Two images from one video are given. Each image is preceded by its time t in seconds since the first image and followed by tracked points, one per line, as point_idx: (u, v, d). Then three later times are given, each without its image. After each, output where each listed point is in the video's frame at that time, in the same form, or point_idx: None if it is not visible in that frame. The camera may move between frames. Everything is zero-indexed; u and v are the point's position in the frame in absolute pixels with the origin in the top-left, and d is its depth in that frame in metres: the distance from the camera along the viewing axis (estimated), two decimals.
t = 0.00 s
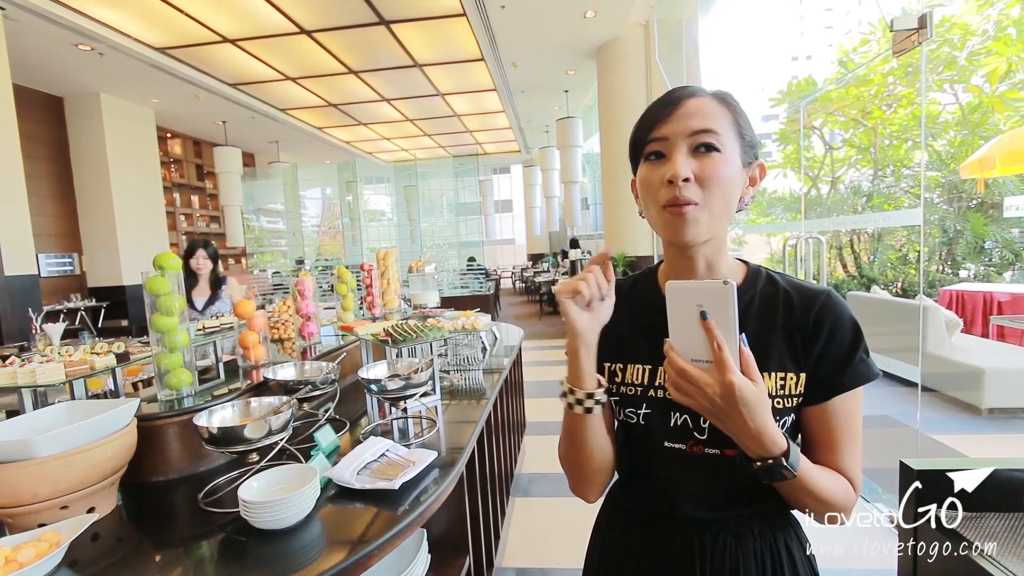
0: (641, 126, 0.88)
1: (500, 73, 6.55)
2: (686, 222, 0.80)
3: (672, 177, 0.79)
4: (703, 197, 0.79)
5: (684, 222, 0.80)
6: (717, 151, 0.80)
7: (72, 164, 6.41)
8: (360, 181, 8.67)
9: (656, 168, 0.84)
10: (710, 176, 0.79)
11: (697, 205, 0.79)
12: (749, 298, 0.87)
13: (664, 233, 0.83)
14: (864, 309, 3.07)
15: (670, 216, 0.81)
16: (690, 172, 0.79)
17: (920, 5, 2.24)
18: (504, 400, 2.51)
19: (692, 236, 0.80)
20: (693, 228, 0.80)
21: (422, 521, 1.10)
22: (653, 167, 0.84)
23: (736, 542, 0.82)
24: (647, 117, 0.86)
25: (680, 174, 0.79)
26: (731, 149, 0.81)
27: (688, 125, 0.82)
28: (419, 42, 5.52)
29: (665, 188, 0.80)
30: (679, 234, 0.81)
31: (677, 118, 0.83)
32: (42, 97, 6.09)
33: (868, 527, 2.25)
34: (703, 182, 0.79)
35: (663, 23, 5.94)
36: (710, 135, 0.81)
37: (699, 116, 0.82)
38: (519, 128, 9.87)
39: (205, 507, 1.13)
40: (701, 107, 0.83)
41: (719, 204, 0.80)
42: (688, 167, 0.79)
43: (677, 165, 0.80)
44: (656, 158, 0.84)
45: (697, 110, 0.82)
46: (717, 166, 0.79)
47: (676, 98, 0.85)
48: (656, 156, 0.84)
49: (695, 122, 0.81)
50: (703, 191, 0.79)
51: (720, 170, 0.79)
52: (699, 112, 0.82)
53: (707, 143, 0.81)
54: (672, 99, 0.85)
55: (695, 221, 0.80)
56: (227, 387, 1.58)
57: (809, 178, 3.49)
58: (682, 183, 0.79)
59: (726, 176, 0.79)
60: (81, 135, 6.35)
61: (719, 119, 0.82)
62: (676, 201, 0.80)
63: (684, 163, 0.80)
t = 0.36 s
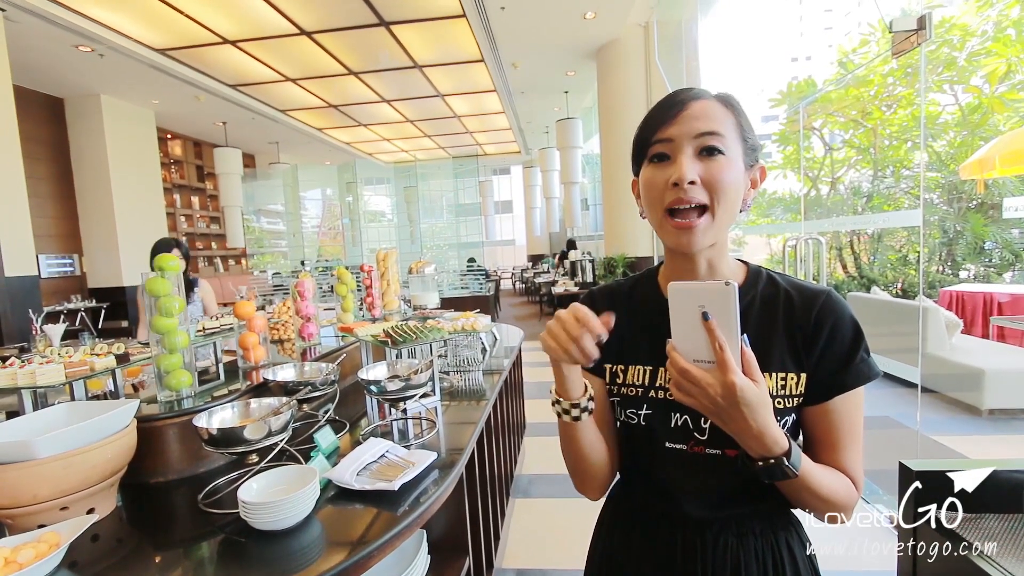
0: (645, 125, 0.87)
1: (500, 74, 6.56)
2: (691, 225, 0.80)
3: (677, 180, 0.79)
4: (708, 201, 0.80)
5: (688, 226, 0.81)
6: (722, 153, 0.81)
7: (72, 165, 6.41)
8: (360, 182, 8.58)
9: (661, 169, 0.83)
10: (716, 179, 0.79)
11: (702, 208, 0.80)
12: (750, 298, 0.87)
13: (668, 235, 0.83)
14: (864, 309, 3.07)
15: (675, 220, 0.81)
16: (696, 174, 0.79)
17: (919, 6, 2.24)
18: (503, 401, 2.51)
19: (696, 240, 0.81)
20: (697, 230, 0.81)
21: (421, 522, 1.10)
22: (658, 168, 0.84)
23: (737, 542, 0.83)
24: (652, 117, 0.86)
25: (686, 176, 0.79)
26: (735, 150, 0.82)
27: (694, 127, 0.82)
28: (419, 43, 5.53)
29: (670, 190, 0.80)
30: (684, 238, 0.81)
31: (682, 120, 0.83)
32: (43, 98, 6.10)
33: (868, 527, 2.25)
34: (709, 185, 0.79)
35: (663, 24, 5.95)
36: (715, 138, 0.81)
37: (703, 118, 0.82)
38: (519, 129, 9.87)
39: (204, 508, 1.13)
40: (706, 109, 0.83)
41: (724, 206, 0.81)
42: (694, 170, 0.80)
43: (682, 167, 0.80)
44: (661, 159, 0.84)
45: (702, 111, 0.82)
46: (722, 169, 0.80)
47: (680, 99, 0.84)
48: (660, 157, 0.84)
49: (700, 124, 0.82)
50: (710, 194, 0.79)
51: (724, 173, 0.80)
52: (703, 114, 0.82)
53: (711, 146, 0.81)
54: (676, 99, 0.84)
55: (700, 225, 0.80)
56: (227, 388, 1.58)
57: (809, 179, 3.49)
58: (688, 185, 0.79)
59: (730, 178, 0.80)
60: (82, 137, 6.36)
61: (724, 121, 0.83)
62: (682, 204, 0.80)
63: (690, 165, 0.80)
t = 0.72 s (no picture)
0: (638, 124, 0.87)
1: (500, 74, 6.56)
2: (683, 224, 0.80)
3: (670, 181, 0.79)
4: (700, 201, 0.80)
5: (680, 224, 0.80)
6: (714, 155, 0.81)
7: (73, 166, 6.42)
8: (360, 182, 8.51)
9: (654, 170, 0.83)
10: (709, 180, 0.79)
11: (694, 207, 0.80)
12: (744, 295, 0.87)
13: (660, 235, 0.83)
14: (865, 308, 3.07)
15: (666, 218, 0.81)
16: (688, 175, 0.79)
17: (920, 5, 2.23)
18: (505, 400, 2.51)
19: (688, 239, 0.81)
20: (689, 230, 0.80)
21: (424, 522, 1.10)
22: (651, 169, 0.83)
23: (738, 542, 0.82)
24: (645, 117, 0.86)
25: (678, 177, 0.79)
26: (727, 152, 0.82)
27: (686, 128, 0.82)
28: (419, 43, 5.52)
29: (663, 191, 0.80)
30: (676, 236, 0.81)
31: (674, 120, 0.83)
32: (43, 99, 6.11)
33: (868, 527, 2.25)
34: (701, 185, 0.79)
35: (663, 23, 5.94)
36: (707, 139, 0.81)
37: (696, 118, 0.82)
38: (519, 129, 9.87)
39: (205, 508, 1.13)
40: (698, 109, 0.83)
41: (716, 206, 0.81)
42: (686, 172, 0.80)
43: (674, 168, 0.80)
44: (653, 160, 0.84)
45: (694, 111, 0.82)
46: (714, 169, 0.80)
47: (672, 100, 0.84)
48: (653, 158, 0.84)
49: (693, 125, 0.81)
50: (701, 194, 0.79)
51: (717, 174, 0.80)
52: (695, 115, 0.82)
53: (703, 147, 0.81)
54: (669, 99, 0.84)
55: (692, 224, 0.80)
56: (228, 389, 1.58)
57: (810, 178, 3.49)
58: (680, 186, 0.79)
59: (723, 179, 0.80)
60: (83, 138, 6.37)
61: (717, 122, 0.82)
62: (674, 205, 0.80)
63: (682, 167, 0.80)
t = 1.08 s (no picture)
0: (633, 126, 0.87)
1: (500, 73, 6.56)
2: (677, 225, 0.80)
3: (664, 183, 0.79)
4: (694, 202, 0.80)
5: (674, 225, 0.80)
6: (708, 156, 0.80)
7: (73, 165, 6.41)
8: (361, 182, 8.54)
9: (648, 171, 0.83)
10: (703, 181, 0.79)
11: (688, 208, 0.80)
12: (738, 294, 0.87)
13: (655, 236, 0.83)
14: (865, 309, 3.08)
15: (660, 220, 0.81)
16: (681, 176, 0.79)
17: (921, 5, 2.24)
18: (505, 401, 2.51)
19: (683, 240, 0.81)
20: (684, 230, 0.80)
21: (424, 522, 1.10)
22: (644, 171, 0.83)
23: (734, 541, 0.83)
24: (639, 119, 0.86)
25: (672, 179, 0.79)
26: (721, 153, 0.82)
27: (680, 129, 0.82)
28: (419, 43, 5.52)
29: (657, 193, 0.80)
30: (671, 237, 0.81)
31: (668, 122, 0.83)
32: (43, 98, 6.10)
33: (868, 526, 2.26)
34: (695, 187, 0.79)
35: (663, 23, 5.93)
36: (701, 141, 0.81)
37: (690, 119, 0.82)
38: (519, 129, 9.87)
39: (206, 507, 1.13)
40: (693, 111, 0.83)
41: (711, 207, 0.80)
42: (680, 173, 0.80)
43: (669, 170, 0.80)
44: (647, 162, 0.84)
45: (689, 113, 0.82)
46: (708, 171, 0.79)
47: (667, 101, 0.84)
48: (647, 160, 0.84)
49: (686, 127, 0.82)
50: (695, 196, 0.79)
51: (712, 174, 0.79)
52: (690, 116, 0.82)
53: (697, 148, 0.81)
54: (664, 100, 0.85)
55: (687, 225, 0.80)
56: (229, 388, 1.58)
57: (810, 178, 3.48)
58: (674, 188, 0.79)
59: (717, 179, 0.80)
60: (83, 137, 6.37)
61: (711, 124, 0.83)
62: (668, 206, 0.80)
63: (676, 168, 0.80)
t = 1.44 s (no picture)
0: (628, 132, 0.87)
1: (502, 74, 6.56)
2: (670, 232, 0.80)
3: (657, 191, 0.79)
4: (688, 210, 0.79)
5: (667, 231, 0.80)
6: (701, 163, 0.80)
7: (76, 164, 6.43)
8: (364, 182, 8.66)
9: (642, 178, 0.83)
10: (695, 188, 0.79)
11: (681, 215, 0.80)
12: (732, 296, 0.87)
13: (650, 241, 0.83)
14: (866, 310, 3.08)
15: (654, 226, 0.81)
16: (674, 185, 0.79)
17: (924, 6, 2.23)
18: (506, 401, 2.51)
19: (676, 245, 0.81)
20: (676, 236, 0.80)
21: (425, 522, 1.10)
22: (639, 178, 0.84)
23: (723, 540, 0.83)
24: (634, 125, 0.86)
25: (665, 187, 0.79)
26: (715, 159, 0.81)
27: (674, 136, 0.81)
28: (421, 43, 5.53)
29: (650, 200, 0.80)
30: (664, 243, 0.81)
31: (663, 130, 0.82)
32: (46, 97, 6.12)
33: (868, 527, 2.26)
34: (687, 194, 0.79)
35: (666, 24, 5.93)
36: (695, 148, 0.81)
37: (685, 127, 0.82)
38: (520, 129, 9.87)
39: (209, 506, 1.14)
40: (687, 118, 0.82)
41: (703, 213, 0.80)
42: (673, 181, 0.80)
43: (662, 178, 0.80)
44: (641, 169, 0.84)
45: (683, 121, 0.82)
46: (701, 178, 0.79)
47: (661, 107, 0.84)
48: (641, 166, 0.84)
49: (680, 133, 0.81)
50: (688, 203, 0.79)
51: (705, 182, 0.80)
52: (684, 124, 0.82)
53: (690, 155, 0.81)
54: (660, 106, 0.84)
55: (680, 231, 0.80)
56: (232, 387, 1.58)
57: (812, 179, 3.47)
58: (666, 196, 0.79)
59: (711, 186, 0.80)
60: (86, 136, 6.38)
61: (705, 130, 0.82)
62: (661, 212, 0.80)
63: (669, 176, 0.80)
